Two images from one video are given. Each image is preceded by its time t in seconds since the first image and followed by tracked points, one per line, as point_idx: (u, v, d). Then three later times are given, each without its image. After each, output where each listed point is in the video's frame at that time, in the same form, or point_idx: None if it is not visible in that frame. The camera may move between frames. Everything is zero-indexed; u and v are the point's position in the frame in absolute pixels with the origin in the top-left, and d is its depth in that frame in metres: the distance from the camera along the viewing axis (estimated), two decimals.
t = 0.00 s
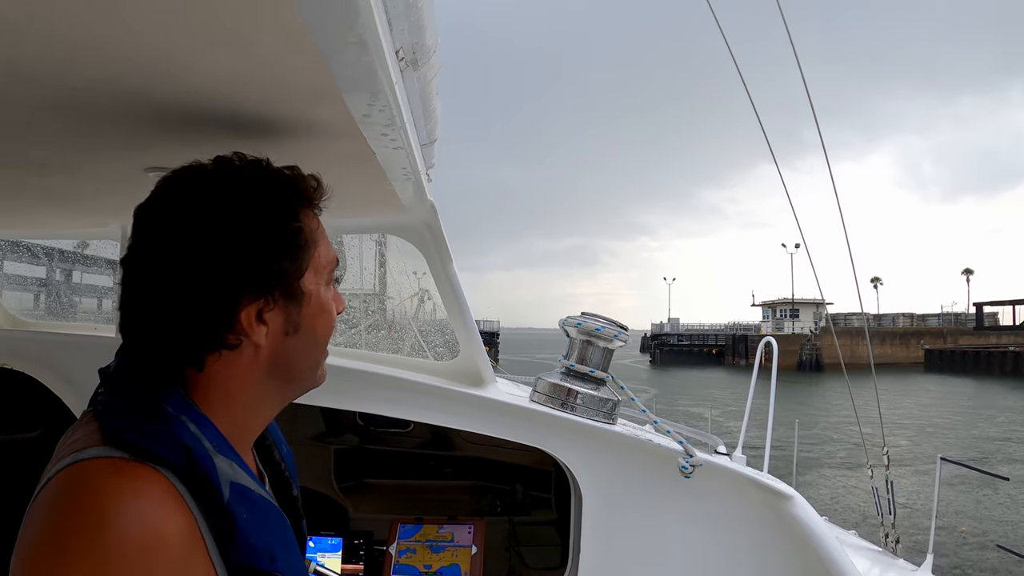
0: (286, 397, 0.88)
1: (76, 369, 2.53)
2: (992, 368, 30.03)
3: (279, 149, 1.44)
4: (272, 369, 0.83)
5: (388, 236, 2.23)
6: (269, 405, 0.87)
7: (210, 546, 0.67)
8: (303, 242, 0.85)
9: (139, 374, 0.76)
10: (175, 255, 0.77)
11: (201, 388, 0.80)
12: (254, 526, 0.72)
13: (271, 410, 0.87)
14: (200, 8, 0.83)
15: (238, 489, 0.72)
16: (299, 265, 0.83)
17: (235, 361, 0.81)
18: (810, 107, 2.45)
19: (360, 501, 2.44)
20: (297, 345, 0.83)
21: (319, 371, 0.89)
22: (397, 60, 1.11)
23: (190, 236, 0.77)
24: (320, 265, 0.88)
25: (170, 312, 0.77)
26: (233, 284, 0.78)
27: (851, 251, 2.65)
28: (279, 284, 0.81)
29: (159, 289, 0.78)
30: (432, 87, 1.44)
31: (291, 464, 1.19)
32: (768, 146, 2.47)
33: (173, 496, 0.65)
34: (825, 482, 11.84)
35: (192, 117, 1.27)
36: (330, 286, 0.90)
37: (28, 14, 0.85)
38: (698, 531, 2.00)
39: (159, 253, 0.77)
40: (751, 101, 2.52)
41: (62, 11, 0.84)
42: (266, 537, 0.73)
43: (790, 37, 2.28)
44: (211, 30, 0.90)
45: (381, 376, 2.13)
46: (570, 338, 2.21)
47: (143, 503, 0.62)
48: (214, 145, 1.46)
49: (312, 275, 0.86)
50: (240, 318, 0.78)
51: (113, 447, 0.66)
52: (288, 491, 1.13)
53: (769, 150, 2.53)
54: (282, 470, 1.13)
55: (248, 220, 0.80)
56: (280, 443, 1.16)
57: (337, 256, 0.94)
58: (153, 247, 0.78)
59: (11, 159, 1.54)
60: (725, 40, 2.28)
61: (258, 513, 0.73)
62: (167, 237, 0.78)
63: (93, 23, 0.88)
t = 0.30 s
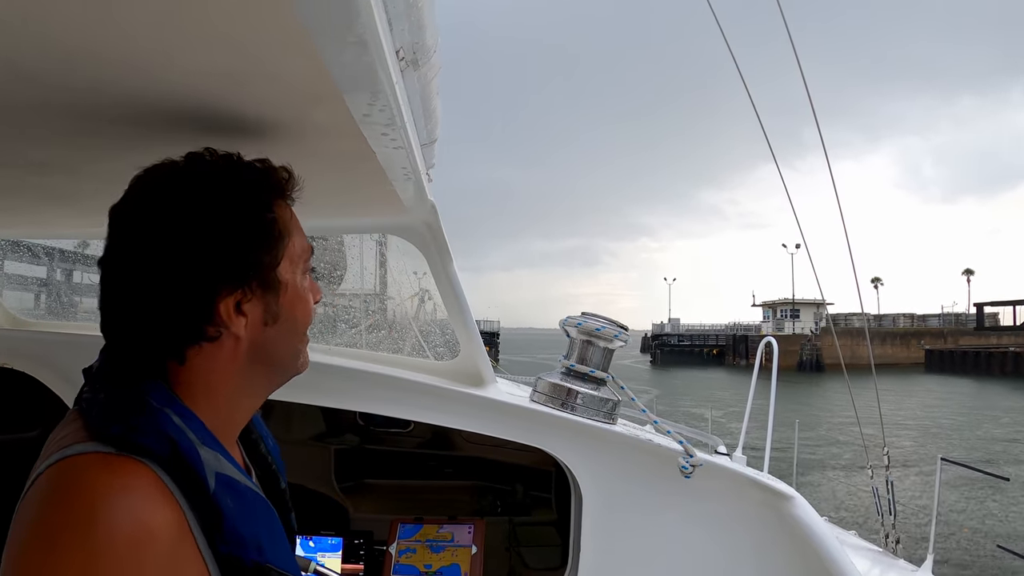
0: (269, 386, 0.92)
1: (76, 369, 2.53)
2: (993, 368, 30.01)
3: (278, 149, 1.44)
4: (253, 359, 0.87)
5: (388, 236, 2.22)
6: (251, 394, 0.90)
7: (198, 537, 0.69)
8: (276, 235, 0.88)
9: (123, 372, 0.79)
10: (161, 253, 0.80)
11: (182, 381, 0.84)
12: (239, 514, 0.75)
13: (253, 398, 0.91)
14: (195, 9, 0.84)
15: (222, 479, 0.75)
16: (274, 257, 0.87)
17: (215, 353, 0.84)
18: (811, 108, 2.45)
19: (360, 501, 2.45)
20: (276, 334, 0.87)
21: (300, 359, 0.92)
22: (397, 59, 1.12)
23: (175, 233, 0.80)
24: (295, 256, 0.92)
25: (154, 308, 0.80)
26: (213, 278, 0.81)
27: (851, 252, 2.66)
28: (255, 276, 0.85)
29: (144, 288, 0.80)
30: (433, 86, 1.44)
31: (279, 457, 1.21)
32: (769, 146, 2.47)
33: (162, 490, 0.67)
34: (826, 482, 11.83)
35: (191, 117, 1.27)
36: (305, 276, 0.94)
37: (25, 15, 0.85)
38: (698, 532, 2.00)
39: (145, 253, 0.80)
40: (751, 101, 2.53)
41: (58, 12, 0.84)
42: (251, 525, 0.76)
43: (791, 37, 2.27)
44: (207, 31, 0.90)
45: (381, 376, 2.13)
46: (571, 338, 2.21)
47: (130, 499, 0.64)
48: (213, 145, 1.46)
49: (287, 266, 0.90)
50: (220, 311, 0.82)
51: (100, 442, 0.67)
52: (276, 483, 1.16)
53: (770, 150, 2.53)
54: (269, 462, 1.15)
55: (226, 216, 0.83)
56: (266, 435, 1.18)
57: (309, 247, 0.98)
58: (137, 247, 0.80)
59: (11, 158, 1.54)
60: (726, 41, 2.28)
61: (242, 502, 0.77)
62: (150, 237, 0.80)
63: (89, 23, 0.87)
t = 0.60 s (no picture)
0: (254, 378, 0.92)
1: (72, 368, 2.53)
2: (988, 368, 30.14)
3: (274, 148, 1.44)
4: (238, 352, 0.87)
5: (383, 235, 2.23)
6: (238, 387, 0.91)
7: (188, 529, 0.70)
8: (261, 228, 0.89)
9: (112, 366, 0.80)
10: (150, 249, 0.81)
11: (169, 374, 0.84)
12: (227, 505, 0.76)
13: (240, 391, 0.92)
14: (192, 8, 0.84)
15: (210, 470, 0.76)
16: (259, 250, 0.88)
17: (201, 346, 0.84)
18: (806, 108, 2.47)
19: (357, 501, 2.45)
20: (260, 327, 0.87)
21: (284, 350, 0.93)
22: (390, 57, 1.12)
23: (163, 228, 0.81)
24: (279, 248, 0.93)
25: (143, 303, 0.80)
26: (200, 272, 0.82)
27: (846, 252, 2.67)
28: (240, 270, 0.85)
29: (132, 283, 0.81)
30: (427, 85, 1.44)
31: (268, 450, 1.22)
32: (764, 146, 2.48)
33: (151, 481, 0.68)
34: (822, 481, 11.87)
35: (187, 115, 1.27)
36: (287, 267, 0.94)
37: (22, 13, 0.85)
38: (693, 530, 2.01)
39: (134, 249, 0.81)
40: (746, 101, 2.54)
41: (55, 10, 0.84)
42: (239, 516, 0.77)
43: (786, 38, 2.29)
44: (203, 30, 0.90)
45: (378, 375, 2.13)
46: (566, 336, 2.21)
47: (120, 491, 0.64)
48: (209, 143, 1.46)
49: (269, 259, 0.90)
50: (204, 303, 0.82)
51: (89, 435, 0.68)
52: (267, 475, 1.16)
53: (765, 150, 2.55)
54: (259, 455, 1.16)
55: (213, 211, 0.84)
56: (255, 428, 1.18)
57: (292, 239, 0.99)
58: (126, 243, 0.81)
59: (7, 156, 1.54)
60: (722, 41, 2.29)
61: (229, 493, 0.78)
62: (138, 233, 0.81)
63: (85, 22, 0.88)
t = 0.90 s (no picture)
0: (252, 372, 0.93)
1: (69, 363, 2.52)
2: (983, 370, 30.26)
3: (274, 144, 1.44)
4: (236, 346, 0.88)
5: (381, 232, 2.23)
6: (236, 381, 0.91)
7: (188, 521, 0.71)
8: (259, 223, 0.90)
9: (112, 360, 0.80)
10: (150, 244, 0.81)
11: (168, 368, 0.84)
12: (227, 498, 0.77)
13: (238, 385, 0.92)
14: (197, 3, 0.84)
15: (209, 463, 0.76)
16: (257, 245, 0.88)
17: (200, 340, 0.85)
18: (805, 110, 2.48)
19: (353, 498, 2.45)
20: (258, 322, 0.88)
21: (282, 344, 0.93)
22: (393, 55, 1.13)
23: (163, 223, 0.82)
24: (277, 243, 0.93)
25: (142, 297, 0.80)
26: (198, 266, 0.82)
27: (843, 253, 2.69)
28: (239, 264, 0.86)
29: (131, 277, 0.81)
30: (428, 83, 1.45)
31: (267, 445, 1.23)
32: (762, 147, 2.49)
33: (151, 473, 0.68)
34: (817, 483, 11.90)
35: (188, 110, 1.27)
36: (285, 262, 0.95)
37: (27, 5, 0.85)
38: (689, 529, 2.01)
39: (134, 244, 0.81)
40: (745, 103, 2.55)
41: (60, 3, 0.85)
42: (237, 509, 0.78)
43: (786, 40, 2.29)
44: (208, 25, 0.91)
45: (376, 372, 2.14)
46: (563, 335, 2.22)
47: (120, 484, 0.65)
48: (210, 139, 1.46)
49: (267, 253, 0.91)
50: (202, 297, 0.83)
51: (89, 429, 0.68)
52: (266, 467, 1.17)
53: (763, 151, 2.56)
54: (258, 449, 1.16)
55: (212, 206, 0.85)
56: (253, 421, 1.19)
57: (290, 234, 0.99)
58: (126, 238, 0.81)
59: (7, 150, 1.53)
60: (721, 43, 2.30)
61: (228, 486, 0.78)
62: (138, 228, 0.81)
63: (90, 15, 0.88)
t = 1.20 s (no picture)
0: (257, 366, 0.94)
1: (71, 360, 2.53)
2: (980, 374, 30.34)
3: (277, 143, 1.46)
4: (241, 341, 0.89)
5: (381, 231, 2.23)
6: (240, 376, 0.93)
7: (192, 514, 0.72)
8: (263, 221, 0.91)
9: (118, 354, 0.81)
10: (155, 240, 0.82)
11: (172, 363, 0.86)
12: (229, 492, 0.78)
13: (242, 380, 0.93)
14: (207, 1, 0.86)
15: (213, 458, 0.77)
16: (261, 242, 0.89)
17: (206, 336, 0.86)
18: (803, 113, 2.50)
19: (351, 497, 2.46)
20: (263, 318, 0.89)
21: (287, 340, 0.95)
22: (397, 55, 1.14)
23: (165, 220, 0.83)
24: (281, 240, 0.94)
25: (148, 292, 0.82)
26: (204, 262, 0.83)
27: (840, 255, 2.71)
28: (243, 260, 0.87)
29: (137, 274, 0.82)
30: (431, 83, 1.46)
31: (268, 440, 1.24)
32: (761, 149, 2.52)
33: (156, 467, 0.69)
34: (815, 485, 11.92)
35: (194, 108, 1.28)
36: (289, 259, 0.96)
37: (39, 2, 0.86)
38: (685, 529, 2.02)
39: (139, 240, 0.82)
40: (745, 106, 2.57)
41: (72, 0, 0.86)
42: (240, 503, 0.79)
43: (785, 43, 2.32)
44: (218, 24, 0.92)
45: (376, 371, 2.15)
46: (562, 335, 2.23)
47: (126, 477, 0.66)
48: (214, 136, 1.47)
49: (272, 250, 0.92)
50: (208, 293, 0.84)
51: (96, 422, 0.69)
52: (267, 463, 1.18)
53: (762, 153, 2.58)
54: (260, 445, 1.17)
55: (217, 203, 0.86)
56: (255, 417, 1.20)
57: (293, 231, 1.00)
58: (131, 235, 0.82)
59: (14, 146, 1.54)
60: (721, 46, 2.33)
61: (231, 480, 0.79)
62: (143, 225, 0.82)
63: (102, 13, 0.89)
